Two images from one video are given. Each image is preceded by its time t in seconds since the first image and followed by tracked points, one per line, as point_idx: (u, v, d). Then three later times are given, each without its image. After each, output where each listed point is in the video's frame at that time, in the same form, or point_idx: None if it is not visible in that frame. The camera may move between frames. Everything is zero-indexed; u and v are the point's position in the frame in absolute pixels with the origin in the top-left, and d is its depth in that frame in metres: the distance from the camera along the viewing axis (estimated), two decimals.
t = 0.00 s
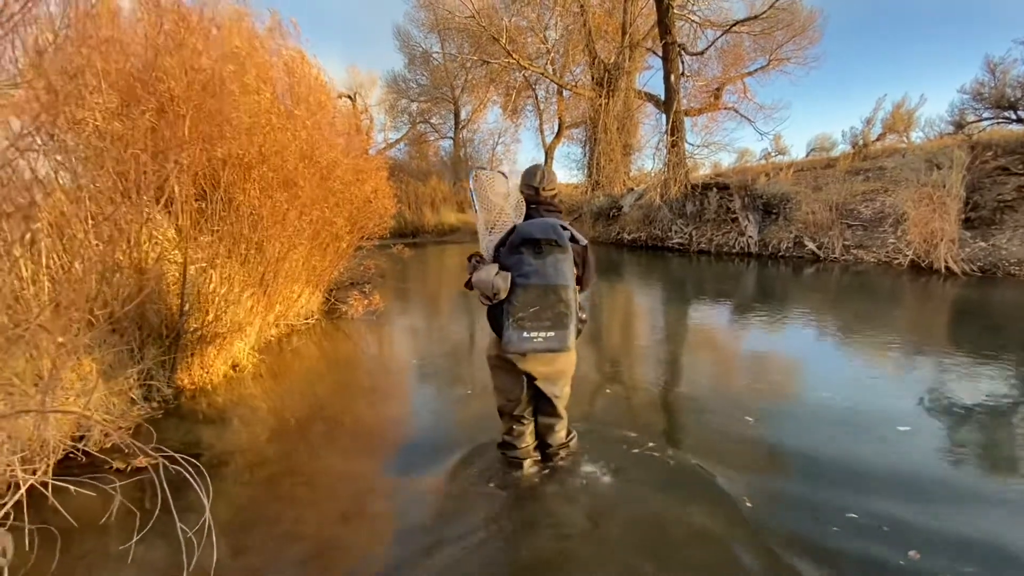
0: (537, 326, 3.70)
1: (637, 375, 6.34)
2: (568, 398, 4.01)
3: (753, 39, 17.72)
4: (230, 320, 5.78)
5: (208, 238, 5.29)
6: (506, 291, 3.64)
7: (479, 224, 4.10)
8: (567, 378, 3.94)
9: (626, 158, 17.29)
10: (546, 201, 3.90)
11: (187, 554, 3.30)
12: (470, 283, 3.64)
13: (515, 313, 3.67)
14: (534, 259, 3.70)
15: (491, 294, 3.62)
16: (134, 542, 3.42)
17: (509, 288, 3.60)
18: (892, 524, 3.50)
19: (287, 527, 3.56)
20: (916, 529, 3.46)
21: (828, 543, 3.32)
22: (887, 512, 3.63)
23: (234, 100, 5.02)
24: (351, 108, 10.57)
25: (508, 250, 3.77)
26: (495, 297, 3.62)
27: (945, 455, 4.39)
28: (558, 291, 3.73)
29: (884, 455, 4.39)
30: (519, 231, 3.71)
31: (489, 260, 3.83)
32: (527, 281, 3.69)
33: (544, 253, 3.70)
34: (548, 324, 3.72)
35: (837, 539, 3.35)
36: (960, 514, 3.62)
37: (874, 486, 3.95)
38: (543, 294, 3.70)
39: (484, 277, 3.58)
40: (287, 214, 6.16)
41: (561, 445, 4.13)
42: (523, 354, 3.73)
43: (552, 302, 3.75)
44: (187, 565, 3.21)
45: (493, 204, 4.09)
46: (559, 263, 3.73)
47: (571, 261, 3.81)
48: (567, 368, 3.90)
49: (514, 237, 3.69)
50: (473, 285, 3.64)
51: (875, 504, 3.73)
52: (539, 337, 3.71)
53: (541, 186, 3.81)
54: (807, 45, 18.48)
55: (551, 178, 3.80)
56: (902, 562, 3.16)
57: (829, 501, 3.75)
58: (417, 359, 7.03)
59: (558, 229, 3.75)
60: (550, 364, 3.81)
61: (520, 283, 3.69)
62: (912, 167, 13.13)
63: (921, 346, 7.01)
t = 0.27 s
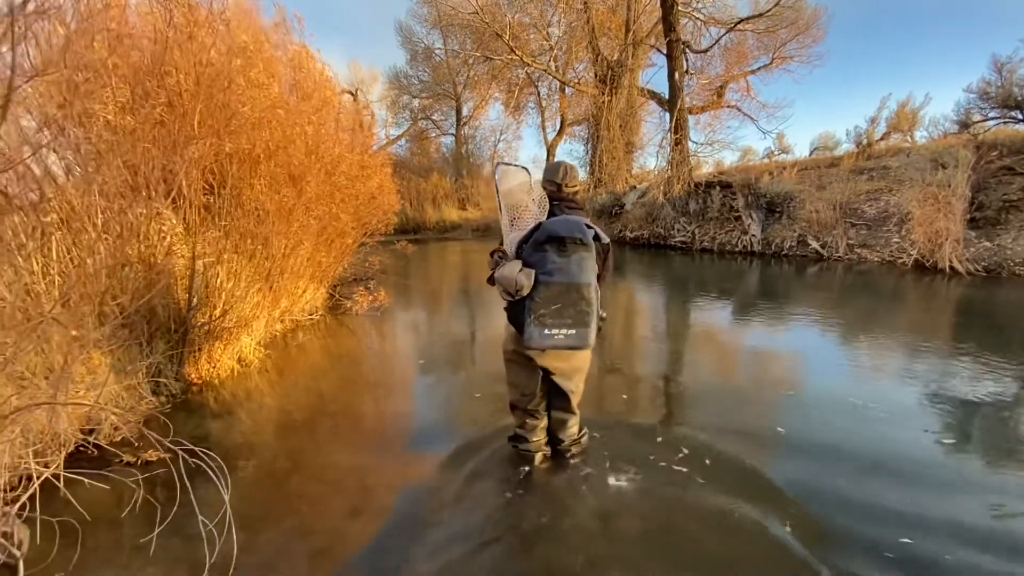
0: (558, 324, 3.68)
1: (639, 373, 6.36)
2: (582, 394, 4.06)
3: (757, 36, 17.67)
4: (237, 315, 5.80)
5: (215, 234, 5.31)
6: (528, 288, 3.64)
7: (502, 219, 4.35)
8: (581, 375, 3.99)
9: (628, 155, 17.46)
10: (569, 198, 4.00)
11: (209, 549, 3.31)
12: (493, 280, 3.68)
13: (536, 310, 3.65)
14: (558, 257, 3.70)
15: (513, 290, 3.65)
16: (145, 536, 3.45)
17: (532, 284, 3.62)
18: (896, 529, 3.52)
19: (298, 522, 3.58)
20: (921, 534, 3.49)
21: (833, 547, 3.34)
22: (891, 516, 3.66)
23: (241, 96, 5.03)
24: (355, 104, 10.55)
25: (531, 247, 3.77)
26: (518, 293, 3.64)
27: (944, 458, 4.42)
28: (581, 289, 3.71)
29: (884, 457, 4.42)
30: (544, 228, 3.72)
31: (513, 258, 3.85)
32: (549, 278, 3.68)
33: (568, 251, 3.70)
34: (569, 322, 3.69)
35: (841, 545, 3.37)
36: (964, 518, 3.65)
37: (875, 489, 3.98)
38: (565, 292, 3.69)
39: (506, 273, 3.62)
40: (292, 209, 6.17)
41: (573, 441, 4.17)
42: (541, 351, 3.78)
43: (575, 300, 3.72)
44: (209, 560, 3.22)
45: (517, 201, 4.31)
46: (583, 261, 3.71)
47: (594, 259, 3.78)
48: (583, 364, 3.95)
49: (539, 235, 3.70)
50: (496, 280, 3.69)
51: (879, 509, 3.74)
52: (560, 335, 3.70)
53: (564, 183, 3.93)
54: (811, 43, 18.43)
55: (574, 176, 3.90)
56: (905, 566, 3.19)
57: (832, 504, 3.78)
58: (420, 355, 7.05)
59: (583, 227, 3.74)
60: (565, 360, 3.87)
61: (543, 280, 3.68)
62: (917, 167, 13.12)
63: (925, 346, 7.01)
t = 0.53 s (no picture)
0: (581, 325, 3.74)
1: (640, 372, 6.39)
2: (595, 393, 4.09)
3: (758, 38, 17.71)
4: (242, 312, 5.81)
5: (220, 229, 5.32)
6: (553, 289, 3.71)
7: (529, 220, 4.14)
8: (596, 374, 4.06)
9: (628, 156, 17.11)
10: (588, 199, 4.11)
11: (233, 538, 3.38)
12: (517, 280, 3.74)
13: (560, 311, 3.70)
14: (584, 259, 3.77)
15: (537, 291, 3.71)
16: (156, 532, 3.46)
17: (557, 285, 3.69)
18: (902, 529, 3.55)
19: (307, 518, 3.61)
20: (927, 533, 3.51)
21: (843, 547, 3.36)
22: (895, 516, 3.69)
23: (246, 92, 5.05)
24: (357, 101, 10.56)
25: (557, 247, 3.83)
26: (542, 294, 3.71)
27: (945, 458, 4.45)
28: (605, 292, 3.78)
29: (885, 457, 4.45)
30: (572, 230, 3.79)
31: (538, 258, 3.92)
32: (575, 280, 3.74)
33: (595, 253, 3.77)
34: (592, 324, 3.75)
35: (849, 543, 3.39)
36: (967, 516, 3.68)
37: (879, 489, 4.00)
38: (590, 293, 3.75)
39: (533, 273, 3.67)
40: (296, 205, 6.19)
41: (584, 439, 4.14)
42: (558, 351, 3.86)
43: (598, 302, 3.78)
44: (236, 548, 3.30)
45: (540, 201, 4.15)
46: (609, 264, 3.79)
47: (619, 263, 3.86)
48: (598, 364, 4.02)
49: (566, 236, 3.78)
50: (520, 281, 3.75)
51: (883, 508, 3.76)
52: (582, 335, 3.75)
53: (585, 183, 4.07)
54: (812, 45, 18.46)
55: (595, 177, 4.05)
56: (913, 564, 3.21)
57: (837, 504, 3.80)
58: (422, 352, 7.06)
59: (610, 231, 3.82)
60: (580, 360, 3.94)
61: (568, 282, 3.74)
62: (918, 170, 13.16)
63: (926, 349, 7.05)
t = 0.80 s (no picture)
0: (600, 324, 3.79)
1: (640, 372, 6.42)
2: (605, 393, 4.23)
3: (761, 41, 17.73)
4: (247, 309, 5.85)
5: (226, 226, 5.36)
6: (574, 287, 3.78)
7: (548, 215, 4.13)
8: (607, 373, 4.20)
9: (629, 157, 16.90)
10: (602, 198, 4.39)
11: (251, 535, 3.42)
12: (539, 277, 3.80)
13: (580, 309, 3.76)
14: (605, 257, 3.83)
15: (557, 287, 3.77)
16: (166, 528, 3.49)
17: (579, 282, 3.76)
18: (897, 531, 3.61)
19: (317, 515, 3.64)
20: (932, 539, 3.54)
21: (851, 555, 3.38)
22: (900, 521, 3.72)
23: (253, 89, 5.08)
24: (359, 99, 10.58)
25: (578, 247, 3.91)
26: (562, 291, 3.77)
27: (943, 460, 4.51)
28: (625, 291, 3.85)
29: (885, 460, 4.50)
30: (592, 229, 3.88)
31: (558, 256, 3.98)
32: (595, 278, 3.79)
33: (616, 252, 3.84)
34: (610, 323, 3.82)
35: (856, 551, 3.41)
36: (971, 523, 3.71)
37: (882, 493, 4.04)
38: (610, 292, 3.81)
39: (554, 272, 3.74)
40: (301, 202, 6.21)
41: (592, 439, 4.28)
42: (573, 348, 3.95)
43: (616, 302, 3.86)
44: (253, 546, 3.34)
45: (559, 197, 4.14)
46: (629, 263, 3.87)
47: (639, 262, 3.95)
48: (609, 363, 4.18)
49: (588, 235, 3.86)
50: (541, 278, 3.80)
51: (887, 514, 3.79)
52: (600, 334, 3.80)
53: (600, 183, 4.37)
54: (814, 48, 18.49)
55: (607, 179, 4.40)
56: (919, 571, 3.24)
57: (843, 510, 3.82)
58: (424, 350, 7.09)
59: (630, 231, 3.92)
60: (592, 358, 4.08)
61: (589, 280, 3.79)
62: (919, 174, 13.20)
63: (926, 353, 7.11)
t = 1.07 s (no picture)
0: (608, 324, 3.83)
1: (641, 373, 6.44)
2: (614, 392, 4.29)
3: (764, 43, 17.74)
4: (252, 306, 5.87)
5: (232, 223, 5.39)
6: (582, 288, 3.82)
7: (556, 215, 4.23)
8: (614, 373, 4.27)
9: (631, 158, 17.07)
10: (610, 197, 4.44)
11: (272, 529, 3.46)
12: (547, 278, 3.83)
13: (588, 310, 3.80)
14: (613, 258, 3.85)
15: (566, 288, 3.81)
16: (177, 523, 3.52)
17: (587, 283, 3.79)
18: (894, 528, 3.65)
19: (325, 512, 3.67)
20: (937, 540, 3.55)
21: (858, 558, 3.38)
22: (904, 522, 3.73)
23: (260, 87, 5.12)
24: (363, 97, 10.61)
25: (586, 247, 3.92)
26: (571, 292, 3.81)
27: (942, 460, 4.54)
28: (633, 291, 3.87)
29: (887, 461, 4.51)
30: (601, 230, 3.89)
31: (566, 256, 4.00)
32: (604, 278, 3.81)
33: (625, 253, 3.85)
34: (617, 322, 3.86)
35: (862, 553, 3.42)
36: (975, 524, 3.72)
37: (885, 494, 4.05)
38: (618, 292, 3.83)
39: (562, 273, 3.78)
40: (306, 200, 6.24)
41: (600, 440, 4.35)
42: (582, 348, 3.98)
43: (624, 301, 3.88)
44: (275, 539, 3.38)
45: (567, 197, 4.23)
46: (637, 263, 3.88)
47: (647, 262, 3.95)
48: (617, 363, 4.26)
49: (596, 236, 3.87)
50: (549, 279, 3.83)
51: (891, 514, 3.81)
52: (608, 334, 3.84)
53: (609, 183, 4.44)
54: (817, 52, 18.50)
55: (617, 179, 4.46)
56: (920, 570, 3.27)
57: (847, 511, 3.83)
58: (426, 349, 7.11)
59: (639, 231, 3.93)
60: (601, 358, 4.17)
61: (597, 280, 3.81)
62: (922, 178, 13.22)
63: (929, 357, 7.13)
